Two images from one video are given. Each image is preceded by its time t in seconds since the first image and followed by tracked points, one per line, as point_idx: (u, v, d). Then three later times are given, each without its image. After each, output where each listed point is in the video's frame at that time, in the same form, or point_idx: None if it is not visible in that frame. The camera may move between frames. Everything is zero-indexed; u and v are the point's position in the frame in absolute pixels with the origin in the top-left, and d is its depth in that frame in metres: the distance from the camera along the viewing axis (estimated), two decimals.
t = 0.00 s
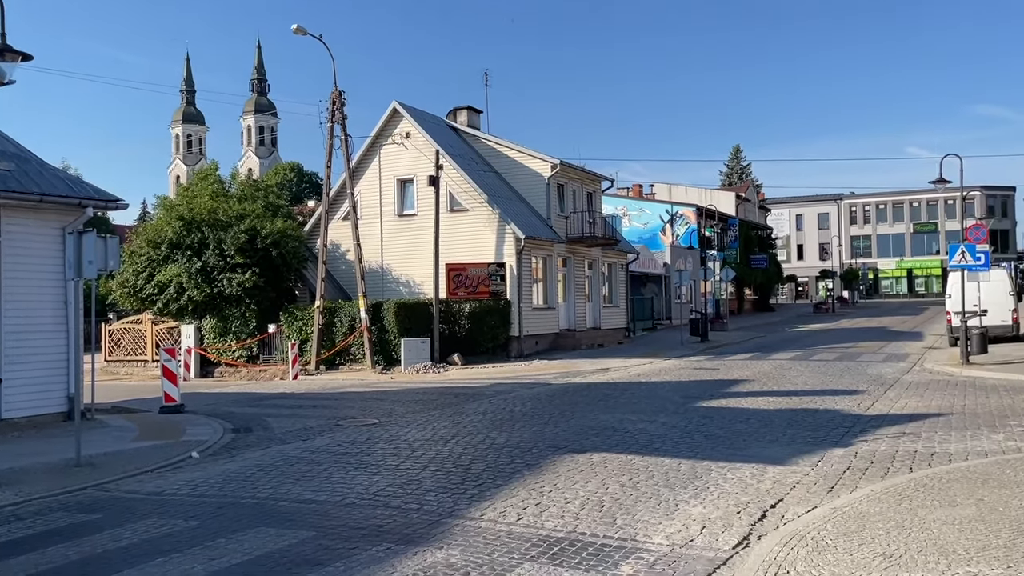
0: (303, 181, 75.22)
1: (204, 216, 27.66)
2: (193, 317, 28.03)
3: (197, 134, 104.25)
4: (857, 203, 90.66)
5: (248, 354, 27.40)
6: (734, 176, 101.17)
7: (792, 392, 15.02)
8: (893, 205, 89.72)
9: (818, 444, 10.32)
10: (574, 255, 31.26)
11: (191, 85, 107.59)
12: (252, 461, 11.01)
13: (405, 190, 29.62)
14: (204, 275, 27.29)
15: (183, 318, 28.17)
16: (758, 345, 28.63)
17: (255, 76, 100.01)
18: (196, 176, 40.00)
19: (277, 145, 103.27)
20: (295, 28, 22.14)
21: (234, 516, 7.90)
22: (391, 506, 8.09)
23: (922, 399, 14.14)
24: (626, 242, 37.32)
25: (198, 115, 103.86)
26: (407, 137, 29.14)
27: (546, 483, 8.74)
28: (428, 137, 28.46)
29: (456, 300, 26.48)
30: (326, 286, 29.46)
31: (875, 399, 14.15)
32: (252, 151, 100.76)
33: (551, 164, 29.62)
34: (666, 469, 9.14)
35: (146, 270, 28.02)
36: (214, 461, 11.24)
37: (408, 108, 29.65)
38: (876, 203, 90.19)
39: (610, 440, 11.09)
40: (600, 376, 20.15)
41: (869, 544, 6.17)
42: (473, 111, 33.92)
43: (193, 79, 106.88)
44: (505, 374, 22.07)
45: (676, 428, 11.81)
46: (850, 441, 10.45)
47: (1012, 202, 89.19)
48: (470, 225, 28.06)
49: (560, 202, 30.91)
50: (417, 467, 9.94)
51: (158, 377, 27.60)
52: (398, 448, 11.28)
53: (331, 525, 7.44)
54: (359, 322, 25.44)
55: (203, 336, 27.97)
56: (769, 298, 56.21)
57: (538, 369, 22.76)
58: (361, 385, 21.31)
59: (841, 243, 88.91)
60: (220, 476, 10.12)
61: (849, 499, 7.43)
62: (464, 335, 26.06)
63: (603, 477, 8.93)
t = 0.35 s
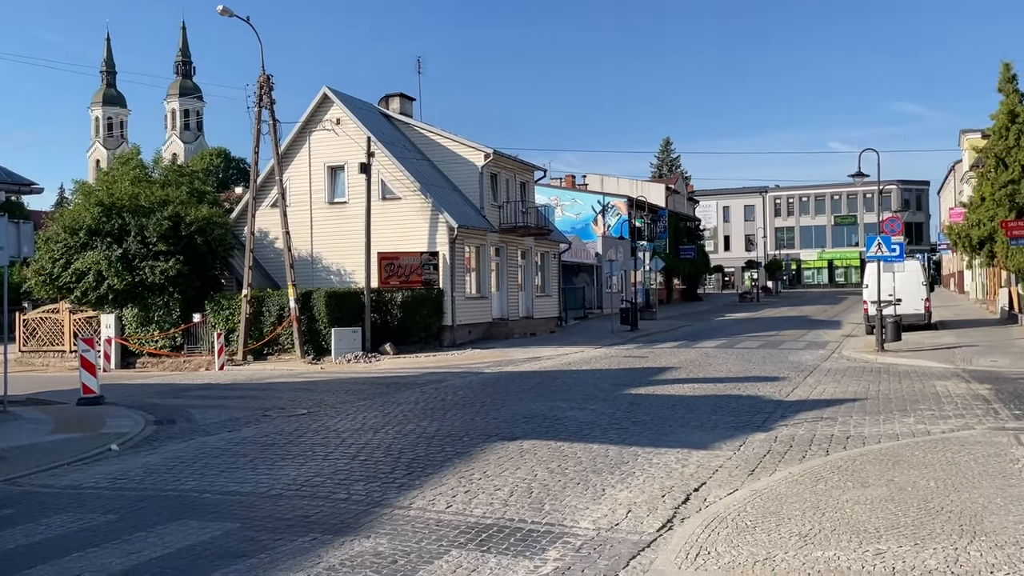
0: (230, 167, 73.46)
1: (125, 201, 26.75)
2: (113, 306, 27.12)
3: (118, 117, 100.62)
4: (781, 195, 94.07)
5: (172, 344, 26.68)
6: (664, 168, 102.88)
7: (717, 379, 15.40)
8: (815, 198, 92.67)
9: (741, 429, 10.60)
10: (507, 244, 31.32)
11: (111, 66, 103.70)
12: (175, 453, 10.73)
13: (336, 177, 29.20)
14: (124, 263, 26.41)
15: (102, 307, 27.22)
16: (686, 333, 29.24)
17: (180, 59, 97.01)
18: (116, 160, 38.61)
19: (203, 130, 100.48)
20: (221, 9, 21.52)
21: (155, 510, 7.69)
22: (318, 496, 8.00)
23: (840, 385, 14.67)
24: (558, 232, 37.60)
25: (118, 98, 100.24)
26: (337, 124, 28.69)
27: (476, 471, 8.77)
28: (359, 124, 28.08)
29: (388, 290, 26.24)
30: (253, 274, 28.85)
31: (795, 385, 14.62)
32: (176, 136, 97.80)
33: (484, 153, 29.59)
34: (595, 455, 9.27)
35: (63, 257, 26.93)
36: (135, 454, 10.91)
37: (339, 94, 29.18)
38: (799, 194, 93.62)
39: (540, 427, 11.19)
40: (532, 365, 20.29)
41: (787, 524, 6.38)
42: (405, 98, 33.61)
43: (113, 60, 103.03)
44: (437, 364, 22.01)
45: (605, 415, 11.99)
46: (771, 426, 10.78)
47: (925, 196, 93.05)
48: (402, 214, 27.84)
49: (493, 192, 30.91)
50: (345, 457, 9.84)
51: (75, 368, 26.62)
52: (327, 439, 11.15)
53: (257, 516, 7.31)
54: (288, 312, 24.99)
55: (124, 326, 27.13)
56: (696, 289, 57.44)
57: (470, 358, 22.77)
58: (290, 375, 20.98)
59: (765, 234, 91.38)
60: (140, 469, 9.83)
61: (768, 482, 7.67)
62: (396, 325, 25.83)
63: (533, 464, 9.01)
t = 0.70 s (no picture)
0: (164, 153, 71.54)
1: (51, 187, 25.78)
2: (39, 296, 26.23)
3: (44, 99, 96.91)
4: (718, 187, 95.60)
5: (101, 334, 25.90)
6: (605, 160, 103.80)
7: (655, 368, 15.65)
8: (751, 191, 94.66)
9: (677, 416, 10.80)
10: (448, 234, 31.21)
11: (36, 46, 99.73)
12: (104, 446, 10.42)
13: (274, 164, 28.66)
14: (51, 250, 25.49)
15: (27, 296, 26.28)
16: (625, 323, 29.61)
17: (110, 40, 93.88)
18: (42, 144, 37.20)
19: (135, 114, 97.50)
20: None
21: (82, 504, 7.46)
22: (253, 488, 7.88)
23: (772, 372, 15.07)
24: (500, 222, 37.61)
25: (44, 79, 96.55)
26: (275, 110, 28.14)
27: (414, 461, 8.74)
28: (297, 111, 27.60)
29: (327, 279, 25.91)
30: (187, 263, 28.15)
31: (730, 373, 14.96)
32: (107, 120, 94.66)
33: (425, 142, 29.38)
34: (533, 444, 9.33)
35: None
36: (61, 448, 10.56)
37: (276, 80, 28.61)
38: (735, 187, 95.38)
39: (479, 416, 11.20)
40: (472, 355, 20.29)
41: (718, 508, 6.53)
42: (345, 85, 33.14)
43: (38, 40, 99.12)
44: (378, 354, 21.85)
45: (544, 404, 12.06)
46: (706, 413, 11.00)
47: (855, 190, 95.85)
48: (342, 202, 27.49)
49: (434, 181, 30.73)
50: (281, 448, 9.70)
51: None
52: (263, 430, 10.97)
53: (188, 510, 7.16)
54: (223, 301, 24.47)
55: (51, 316, 26.28)
56: (636, 279, 58.21)
57: (411, 348, 22.66)
58: (225, 366, 20.57)
59: (703, 226, 93.04)
60: (67, 463, 9.52)
61: (701, 468, 7.84)
62: (335, 315, 25.57)
63: (472, 453, 9.02)
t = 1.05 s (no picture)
0: (109, 141, 69.84)
1: None
2: None
3: None
4: (671, 181, 97.19)
5: (44, 326, 25.32)
6: (560, 152, 104.03)
7: (608, 360, 15.78)
8: (703, 184, 95.85)
9: (629, 407, 10.91)
10: (403, 225, 31.01)
11: None
12: (46, 441, 10.15)
13: (223, 153, 28.15)
14: None
15: None
16: (579, 315, 29.80)
17: (53, 25, 91.15)
18: None
19: (79, 101, 94.84)
20: None
21: (22, 501, 7.25)
22: (201, 483, 7.75)
23: (722, 363, 15.30)
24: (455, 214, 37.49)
25: None
26: (224, 98, 27.63)
27: (366, 453, 8.69)
28: (248, 99, 27.13)
29: (278, 271, 25.57)
30: (133, 254, 27.51)
31: (681, 364, 15.16)
32: (49, 107, 91.93)
33: (379, 132, 29.13)
34: (487, 435, 9.34)
35: None
36: (0, 443, 10.25)
37: (226, 67, 28.07)
38: (688, 180, 96.50)
39: (433, 408, 11.18)
40: (426, 347, 20.22)
41: (667, 497, 6.63)
42: (297, 74, 32.68)
43: None
44: (330, 346, 21.65)
45: (498, 395, 12.09)
46: (657, 404, 11.14)
47: (804, 184, 97.64)
48: (294, 193, 27.12)
49: (388, 172, 30.49)
50: (230, 442, 9.56)
51: None
52: (212, 424, 10.80)
53: (133, 505, 7.02)
54: (171, 293, 23.98)
55: None
56: (590, 271, 58.53)
57: (365, 341, 22.47)
58: (174, 359, 20.18)
59: (656, 218, 93.99)
60: (7, 458, 9.24)
61: (652, 457, 7.94)
62: (287, 307, 25.28)
63: (425, 445, 9.01)
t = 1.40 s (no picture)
0: (71, 133, 68.53)
1: None
2: None
3: None
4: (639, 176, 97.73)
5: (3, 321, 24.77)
6: (530, 146, 104.06)
7: (577, 353, 15.83)
8: (671, 179, 96.52)
9: (597, 400, 10.96)
10: (371, 219, 30.81)
11: None
12: (5, 437, 9.93)
13: (188, 146, 27.75)
14: None
15: None
16: (548, 309, 29.88)
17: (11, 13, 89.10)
18: None
19: (39, 92, 92.87)
20: None
21: None
22: (165, 479, 7.65)
23: (689, 357, 15.44)
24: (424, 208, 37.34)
25: None
26: (189, 89, 27.22)
27: (334, 449, 8.63)
28: (213, 91, 26.76)
29: (245, 264, 25.34)
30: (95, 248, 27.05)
31: (649, 358, 15.27)
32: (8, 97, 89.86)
33: (347, 125, 28.89)
34: (455, 430, 9.33)
35: None
36: None
37: (191, 57, 27.64)
38: (656, 175, 97.12)
39: (402, 403, 11.14)
40: (394, 341, 20.13)
41: (635, 490, 6.67)
42: (263, 66, 32.28)
43: None
44: (298, 341, 21.47)
45: (467, 390, 12.07)
46: (625, 397, 11.21)
47: (770, 179, 98.74)
48: (261, 186, 26.82)
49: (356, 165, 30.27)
50: (195, 438, 9.44)
51: None
52: (176, 420, 10.66)
53: (96, 502, 6.91)
54: (134, 288, 23.60)
55: None
56: (560, 265, 58.67)
57: (333, 335, 22.30)
58: (138, 354, 19.86)
59: (625, 213, 94.50)
60: None
61: (619, 450, 7.98)
62: (254, 301, 25.04)
63: (393, 440, 8.97)
